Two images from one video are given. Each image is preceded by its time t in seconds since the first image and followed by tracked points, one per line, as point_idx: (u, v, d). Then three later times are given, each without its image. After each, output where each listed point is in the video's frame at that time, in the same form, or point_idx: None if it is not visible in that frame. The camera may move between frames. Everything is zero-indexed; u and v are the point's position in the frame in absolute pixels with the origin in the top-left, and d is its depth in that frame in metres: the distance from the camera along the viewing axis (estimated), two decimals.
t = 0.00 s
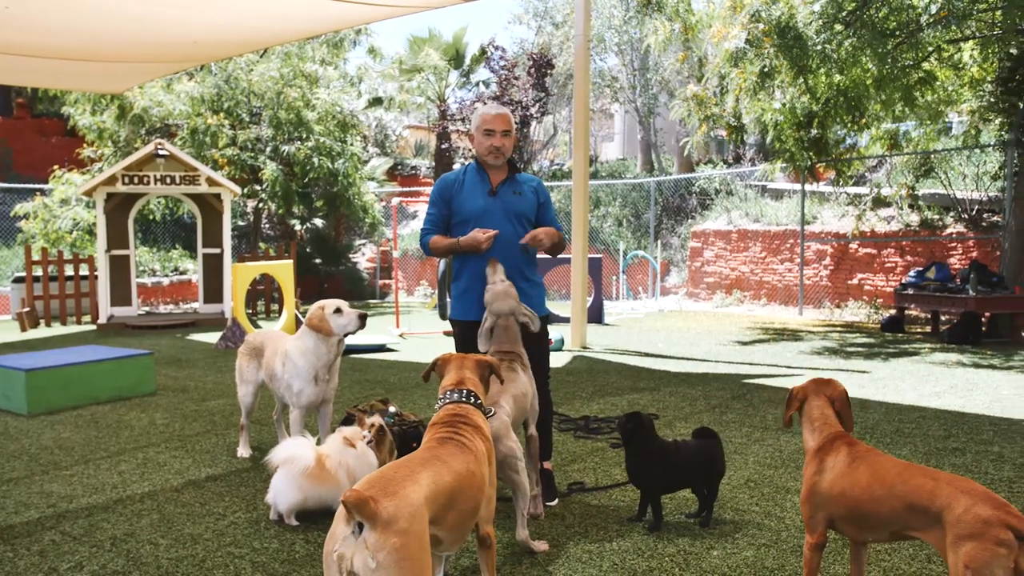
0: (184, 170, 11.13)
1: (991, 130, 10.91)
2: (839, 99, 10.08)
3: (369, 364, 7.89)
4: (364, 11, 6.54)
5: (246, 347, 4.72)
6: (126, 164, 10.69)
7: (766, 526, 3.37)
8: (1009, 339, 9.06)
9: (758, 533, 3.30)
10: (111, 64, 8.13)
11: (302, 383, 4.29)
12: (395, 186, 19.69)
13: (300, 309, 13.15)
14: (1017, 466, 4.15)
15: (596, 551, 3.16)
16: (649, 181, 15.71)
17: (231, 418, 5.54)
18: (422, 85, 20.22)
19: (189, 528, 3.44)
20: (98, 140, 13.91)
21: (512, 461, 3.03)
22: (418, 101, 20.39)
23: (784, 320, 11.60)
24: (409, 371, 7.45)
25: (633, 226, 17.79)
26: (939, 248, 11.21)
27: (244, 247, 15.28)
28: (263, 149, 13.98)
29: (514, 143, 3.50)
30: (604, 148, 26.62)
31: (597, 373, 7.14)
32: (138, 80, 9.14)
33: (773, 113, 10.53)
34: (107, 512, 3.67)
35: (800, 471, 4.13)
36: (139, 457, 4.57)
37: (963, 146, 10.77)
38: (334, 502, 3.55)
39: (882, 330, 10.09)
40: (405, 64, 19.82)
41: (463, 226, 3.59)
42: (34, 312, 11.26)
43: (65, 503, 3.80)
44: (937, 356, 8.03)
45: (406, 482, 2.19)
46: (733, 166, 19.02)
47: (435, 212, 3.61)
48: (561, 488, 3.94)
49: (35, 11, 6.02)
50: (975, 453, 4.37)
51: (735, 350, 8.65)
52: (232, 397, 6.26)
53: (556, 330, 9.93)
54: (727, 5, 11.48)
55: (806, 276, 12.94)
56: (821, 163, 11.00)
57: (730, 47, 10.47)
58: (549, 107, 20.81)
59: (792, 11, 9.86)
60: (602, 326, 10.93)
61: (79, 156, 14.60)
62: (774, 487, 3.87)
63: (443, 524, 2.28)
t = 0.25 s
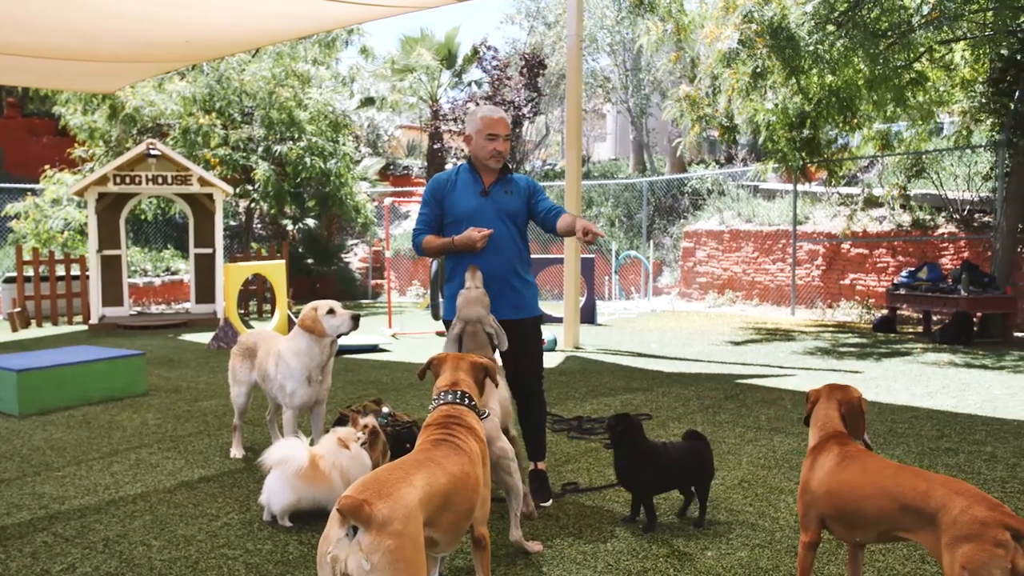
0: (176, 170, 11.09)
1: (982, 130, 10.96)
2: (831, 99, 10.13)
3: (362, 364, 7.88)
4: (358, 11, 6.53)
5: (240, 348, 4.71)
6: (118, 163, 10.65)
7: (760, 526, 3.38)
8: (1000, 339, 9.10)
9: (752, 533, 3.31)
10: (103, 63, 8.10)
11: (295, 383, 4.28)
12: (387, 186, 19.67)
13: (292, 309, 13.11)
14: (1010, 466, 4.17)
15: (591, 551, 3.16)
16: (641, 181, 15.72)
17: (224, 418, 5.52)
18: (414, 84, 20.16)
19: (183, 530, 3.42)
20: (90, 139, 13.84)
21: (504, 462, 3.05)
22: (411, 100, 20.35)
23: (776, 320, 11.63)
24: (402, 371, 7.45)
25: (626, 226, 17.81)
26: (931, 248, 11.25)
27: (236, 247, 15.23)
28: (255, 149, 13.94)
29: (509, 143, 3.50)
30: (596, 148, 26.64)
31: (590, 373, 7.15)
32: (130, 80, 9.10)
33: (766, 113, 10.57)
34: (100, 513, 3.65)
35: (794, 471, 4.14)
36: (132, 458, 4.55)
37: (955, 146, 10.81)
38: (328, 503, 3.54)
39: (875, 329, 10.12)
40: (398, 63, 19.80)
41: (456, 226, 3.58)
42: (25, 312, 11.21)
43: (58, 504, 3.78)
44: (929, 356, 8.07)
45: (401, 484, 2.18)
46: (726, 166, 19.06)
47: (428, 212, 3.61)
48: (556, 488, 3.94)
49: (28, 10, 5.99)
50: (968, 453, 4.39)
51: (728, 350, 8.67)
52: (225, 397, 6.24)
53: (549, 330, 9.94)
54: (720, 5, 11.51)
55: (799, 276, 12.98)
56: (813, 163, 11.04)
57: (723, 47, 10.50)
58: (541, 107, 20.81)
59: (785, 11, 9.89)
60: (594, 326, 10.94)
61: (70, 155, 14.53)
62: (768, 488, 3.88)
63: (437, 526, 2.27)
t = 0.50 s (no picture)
0: (177, 171, 11.08)
1: (983, 130, 10.95)
2: (832, 99, 10.13)
3: (363, 365, 7.88)
4: (359, 11, 6.53)
5: (241, 348, 4.71)
6: (118, 164, 10.64)
7: (763, 527, 3.38)
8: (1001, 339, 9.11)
9: (755, 533, 3.31)
10: (104, 64, 8.09)
11: (297, 385, 4.28)
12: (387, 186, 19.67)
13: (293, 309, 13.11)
14: (1013, 466, 4.17)
15: (594, 553, 3.16)
16: (641, 181, 15.71)
17: (225, 419, 5.52)
18: (414, 84, 20.16)
19: (185, 531, 3.42)
20: (90, 140, 13.84)
21: (506, 463, 3.07)
22: (410, 101, 20.34)
23: (777, 320, 11.63)
24: (404, 371, 7.45)
25: (626, 226, 17.82)
26: (932, 248, 11.25)
27: (236, 248, 15.23)
28: (256, 150, 13.93)
29: (511, 144, 3.49)
30: (596, 148, 26.64)
31: (592, 373, 7.15)
32: (130, 81, 9.09)
33: (766, 113, 10.60)
34: (103, 514, 3.65)
35: (797, 471, 4.14)
36: (134, 459, 4.54)
37: (956, 146, 10.81)
38: (330, 504, 3.54)
39: (876, 329, 10.12)
40: (398, 64, 19.80)
41: (456, 226, 3.58)
42: (26, 313, 11.21)
43: (60, 505, 3.77)
44: (930, 356, 8.07)
45: (405, 486, 2.18)
46: (725, 165, 19.07)
47: (429, 213, 3.62)
48: (558, 489, 3.95)
49: (29, 10, 5.99)
50: (971, 453, 4.40)
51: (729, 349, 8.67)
52: (227, 398, 6.24)
53: (550, 330, 9.94)
54: (720, 5, 11.51)
55: (799, 276, 12.98)
56: (814, 163, 11.04)
57: (724, 47, 10.50)
58: (541, 107, 20.81)
59: (785, 11, 9.88)
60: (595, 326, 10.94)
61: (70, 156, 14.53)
62: (771, 488, 3.88)
63: (441, 528, 2.27)
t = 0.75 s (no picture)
0: (177, 171, 11.08)
1: (984, 129, 10.95)
2: (833, 98, 10.11)
3: (365, 365, 7.88)
4: (360, 12, 6.52)
5: (244, 349, 4.71)
6: (119, 165, 10.64)
7: (766, 527, 3.38)
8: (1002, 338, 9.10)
9: (758, 534, 3.31)
10: (104, 65, 8.09)
11: (299, 385, 4.28)
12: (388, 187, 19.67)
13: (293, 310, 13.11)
14: (1015, 466, 4.17)
15: (597, 553, 3.15)
16: (642, 181, 15.70)
17: (227, 420, 5.52)
18: (414, 85, 20.17)
19: (188, 532, 3.42)
20: (91, 141, 13.84)
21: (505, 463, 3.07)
22: (411, 101, 20.33)
23: (778, 320, 11.62)
24: (405, 372, 7.45)
25: (627, 226, 17.82)
26: (932, 247, 11.23)
27: (237, 249, 15.24)
28: (256, 150, 13.93)
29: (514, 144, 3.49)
30: (596, 148, 26.64)
31: (593, 373, 7.15)
32: (131, 82, 9.09)
33: (767, 113, 10.60)
34: (105, 515, 3.65)
35: (799, 471, 4.14)
36: (136, 460, 4.54)
37: (957, 146, 10.80)
38: (333, 504, 3.54)
39: (877, 329, 10.12)
40: (398, 64, 19.81)
41: (459, 227, 3.58)
42: (27, 314, 11.21)
43: (63, 506, 3.77)
44: (932, 356, 8.07)
45: (408, 487, 2.18)
46: (726, 165, 19.06)
47: (432, 213, 3.63)
48: (560, 489, 3.95)
49: (29, 11, 5.98)
50: (973, 453, 4.39)
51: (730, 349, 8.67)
52: (228, 399, 6.24)
53: (551, 331, 9.94)
54: (721, 5, 11.51)
55: (800, 276, 12.98)
56: (814, 163, 11.04)
57: (724, 47, 10.50)
58: (541, 107, 20.80)
59: (786, 11, 9.86)
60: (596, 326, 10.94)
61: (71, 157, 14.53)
62: (774, 488, 3.88)
63: (444, 528, 2.27)
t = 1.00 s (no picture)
0: (178, 172, 11.07)
1: (985, 130, 10.96)
2: (833, 98, 10.11)
3: (365, 365, 7.89)
4: (361, 12, 6.52)
5: (245, 349, 4.71)
6: (119, 165, 10.64)
7: (767, 527, 3.38)
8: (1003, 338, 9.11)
9: (759, 534, 3.31)
10: (105, 65, 8.09)
11: (300, 386, 4.28)
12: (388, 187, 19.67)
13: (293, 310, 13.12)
14: (1016, 466, 4.17)
15: (598, 553, 3.16)
16: (642, 181, 15.70)
17: (228, 420, 5.52)
18: (414, 85, 20.17)
19: (189, 532, 3.42)
20: (91, 142, 13.84)
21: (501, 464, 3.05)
22: (411, 101, 20.33)
23: (778, 320, 11.63)
24: (405, 372, 7.45)
25: (627, 226, 17.83)
26: (932, 247, 11.24)
27: (237, 249, 15.25)
28: (256, 151, 13.92)
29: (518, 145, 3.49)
30: (596, 148, 26.65)
31: (594, 374, 7.15)
32: (132, 82, 9.09)
33: (768, 114, 10.59)
34: (106, 515, 3.65)
35: (801, 471, 4.15)
36: (136, 461, 4.54)
37: (957, 146, 10.81)
38: (333, 504, 3.53)
39: (877, 329, 10.12)
40: (398, 64, 19.82)
41: (460, 226, 3.58)
42: (27, 314, 11.21)
43: (64, 507, 3.77)
44: (932, 356, 8.07)
45: (410, 487, 2.18)
46: (726, 165, 19.07)
47: (433, 213, 3.63)
48: (561, 489, 3.95)
49: (30, 11, 5.97)
50: (974, 453, 4.39)
51: (730, 350, 8.67)
52: (229, 399, 6.24)
53: (552, 331, 9.94)
54: (721, 5, 11.51)
55: (800, 276, 12.99)
56: (814, 163, 11.04)
57: (725, 47, 10.50)
58: (541, 108, 20.80)
59: (786, 12, 9.87)
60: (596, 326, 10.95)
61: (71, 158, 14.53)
62: (774, 488, 3.88)
63: (445, 528, 2.27)
